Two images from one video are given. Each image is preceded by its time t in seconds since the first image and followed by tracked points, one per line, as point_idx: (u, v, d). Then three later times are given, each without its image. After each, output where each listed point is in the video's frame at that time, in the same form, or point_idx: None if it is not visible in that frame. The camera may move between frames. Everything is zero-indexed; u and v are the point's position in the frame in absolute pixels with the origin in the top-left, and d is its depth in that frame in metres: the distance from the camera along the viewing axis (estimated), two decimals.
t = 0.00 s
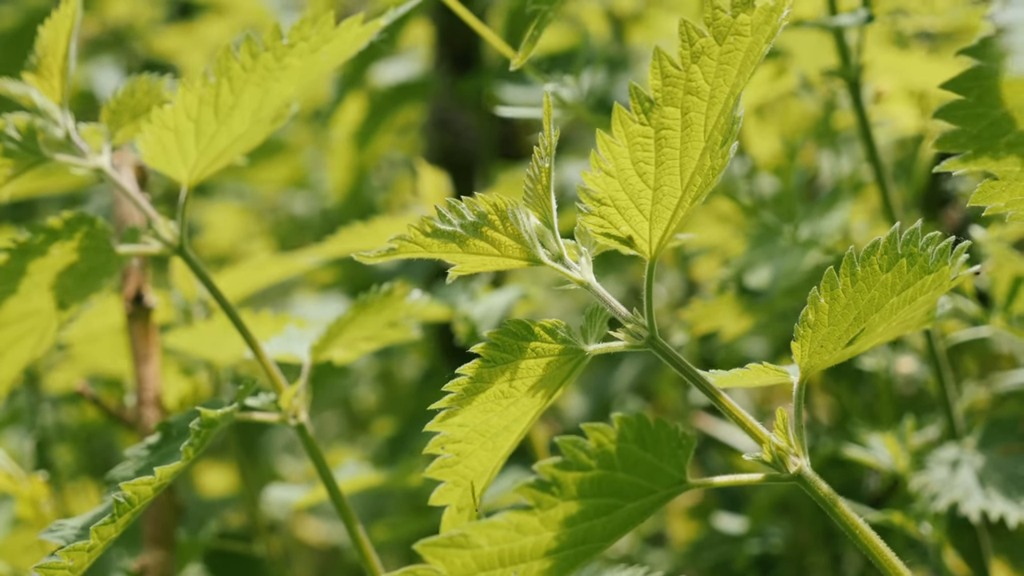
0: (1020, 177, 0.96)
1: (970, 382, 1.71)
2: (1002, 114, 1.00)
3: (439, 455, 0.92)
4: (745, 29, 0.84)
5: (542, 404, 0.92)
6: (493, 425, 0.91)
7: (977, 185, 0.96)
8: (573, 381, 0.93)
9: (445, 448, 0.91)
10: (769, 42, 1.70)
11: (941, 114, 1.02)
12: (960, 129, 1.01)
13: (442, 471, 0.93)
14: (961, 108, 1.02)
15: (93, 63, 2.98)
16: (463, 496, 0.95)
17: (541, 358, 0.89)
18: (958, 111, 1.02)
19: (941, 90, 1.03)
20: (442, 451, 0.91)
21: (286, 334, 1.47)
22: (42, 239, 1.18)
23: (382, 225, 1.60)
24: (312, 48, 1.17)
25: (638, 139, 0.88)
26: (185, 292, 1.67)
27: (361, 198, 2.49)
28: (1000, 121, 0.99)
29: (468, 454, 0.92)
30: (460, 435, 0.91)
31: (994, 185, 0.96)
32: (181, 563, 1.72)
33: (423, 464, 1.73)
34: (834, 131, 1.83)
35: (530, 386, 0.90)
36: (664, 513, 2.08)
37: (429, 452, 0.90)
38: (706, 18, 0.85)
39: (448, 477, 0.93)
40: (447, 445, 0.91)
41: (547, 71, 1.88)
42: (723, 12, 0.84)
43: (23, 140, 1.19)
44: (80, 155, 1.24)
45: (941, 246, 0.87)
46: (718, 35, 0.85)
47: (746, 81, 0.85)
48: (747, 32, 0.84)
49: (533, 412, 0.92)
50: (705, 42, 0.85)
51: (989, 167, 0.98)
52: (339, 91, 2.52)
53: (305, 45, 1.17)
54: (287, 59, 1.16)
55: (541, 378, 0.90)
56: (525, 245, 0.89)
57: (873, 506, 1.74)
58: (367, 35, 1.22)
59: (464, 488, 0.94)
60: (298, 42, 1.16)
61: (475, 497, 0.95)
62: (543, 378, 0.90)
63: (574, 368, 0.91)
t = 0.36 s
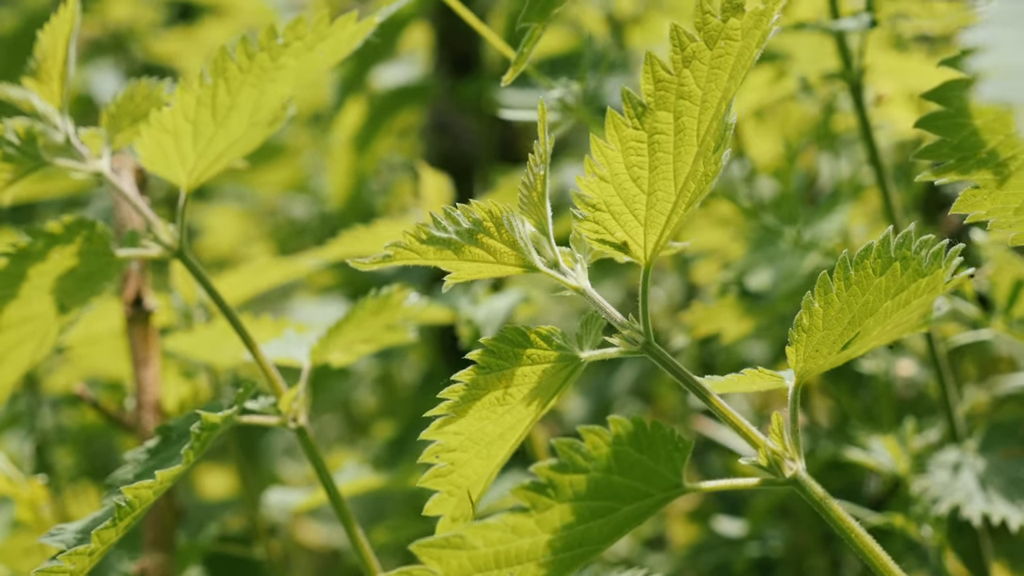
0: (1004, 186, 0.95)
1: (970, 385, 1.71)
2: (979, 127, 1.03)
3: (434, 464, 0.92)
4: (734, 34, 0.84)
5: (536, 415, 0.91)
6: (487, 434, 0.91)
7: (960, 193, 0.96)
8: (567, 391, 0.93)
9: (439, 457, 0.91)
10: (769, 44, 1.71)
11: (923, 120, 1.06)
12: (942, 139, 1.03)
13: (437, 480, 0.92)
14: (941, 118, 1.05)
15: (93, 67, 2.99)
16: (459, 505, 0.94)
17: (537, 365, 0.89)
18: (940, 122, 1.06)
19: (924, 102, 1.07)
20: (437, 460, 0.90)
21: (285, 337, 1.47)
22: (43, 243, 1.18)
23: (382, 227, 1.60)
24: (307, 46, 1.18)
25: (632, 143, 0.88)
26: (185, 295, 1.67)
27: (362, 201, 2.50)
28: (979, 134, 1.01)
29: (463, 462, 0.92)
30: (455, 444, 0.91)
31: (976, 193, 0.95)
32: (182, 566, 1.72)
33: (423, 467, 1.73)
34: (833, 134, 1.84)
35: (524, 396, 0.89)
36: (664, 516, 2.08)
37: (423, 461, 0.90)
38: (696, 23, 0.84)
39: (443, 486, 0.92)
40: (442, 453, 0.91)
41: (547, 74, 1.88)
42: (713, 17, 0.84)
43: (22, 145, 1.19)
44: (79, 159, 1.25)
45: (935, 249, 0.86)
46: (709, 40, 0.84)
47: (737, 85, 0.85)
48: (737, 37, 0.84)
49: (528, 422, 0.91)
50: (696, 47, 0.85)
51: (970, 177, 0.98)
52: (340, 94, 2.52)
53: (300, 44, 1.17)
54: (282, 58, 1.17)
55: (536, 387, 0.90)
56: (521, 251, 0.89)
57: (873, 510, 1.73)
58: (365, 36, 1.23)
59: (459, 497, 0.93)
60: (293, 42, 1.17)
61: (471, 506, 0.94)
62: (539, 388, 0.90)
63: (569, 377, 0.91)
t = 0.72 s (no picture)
0: (1008, 189, 0.96)
1: (970, 388, 1.71)
2: (990, 126, 0.99)
3: (439, 458, 0.93)
4: (745, 36, 0.84)
5: (542, 409, 0.92)
6: (492, 429, 0.91)
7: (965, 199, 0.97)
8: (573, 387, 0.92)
9: (444, 451, 0.92)
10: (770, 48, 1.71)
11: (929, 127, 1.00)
12: (948, 142, 1.00)
13: (442, 474, 0.94)
14: (946, 121, 1.00)
15: (92, 70, 2.99)
16: (464, 498, 0.96)
17: (542, 363, 0.88)
18: (945, 124, 1.00)
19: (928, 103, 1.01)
20: (442, 455, 0.92)
21: (285, 339, 1.47)
22: (41, 247, 1.18)
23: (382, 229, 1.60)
24: (307, 49, 1.17)
25: (638, 145, 0.88)
26: (183, 298, 1.71)
27: (361, 205, 2.50)
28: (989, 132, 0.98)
29: (467, 458, 0.93)
30: (460, 439, 0.92)
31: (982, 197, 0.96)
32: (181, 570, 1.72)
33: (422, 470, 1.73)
34: (832, 137, 1.84)
35: (530, 391, 0.89)
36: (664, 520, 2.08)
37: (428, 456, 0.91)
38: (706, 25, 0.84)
39: (448, 480, 0.94)
40: (446, 448, 0.92)
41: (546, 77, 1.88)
42: (724, 19, 0.84)
43: (20, 148, 1.19)
44: (78, 163, 1.25)
45: (942, 249, 0.86)
46: (718, 42, 0.85)
47: (746, 88, 0.85)
48: (748, 39, 0.84)
49: (533, 417, 0.92)
50: (705, 49, 0.85)
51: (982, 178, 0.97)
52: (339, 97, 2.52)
53: (300, 46, 1.16)
54: (283, 61, 1.17)
55: (541, 384, 0.89)
56: (525, 250, 0.89)
57: (873, 513, 1.73)
58: (365, 39, 1.22)
59: (465, 490, 0.95)
60: (293, 43, 1.16)
61: (477, 498, 0.97)
62: (544, 383, 0.89)
63: (574, 374, 0.91)
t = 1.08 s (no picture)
0: (1002, 196, 0.94)
1: (967, 391, 1.71)
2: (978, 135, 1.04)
3: (432, 471, 0.92)
4: (735, 40, 0.84)
5: (534, 421, 0.92)
6: (486, 440, 0.91)
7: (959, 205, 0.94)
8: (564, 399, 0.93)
9: (438, 464, 0.91)
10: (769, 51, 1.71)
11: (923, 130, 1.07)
12: (943, 147, 1.05)
13: (435, 487, 0.92)
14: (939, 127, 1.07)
15: (92, 72, 2.99)
16: (456, 513, 0.94)
17: (535, 372, 0.89)
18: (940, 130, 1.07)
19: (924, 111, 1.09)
20: (436, 467, 0.90)
21: (284, 343, 1.47)
22: (41, 249, 1.18)
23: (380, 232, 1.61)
24: (307, 52, 1.17)
25: (632, 150, 0.88)
26: (183, 301, 1.72)
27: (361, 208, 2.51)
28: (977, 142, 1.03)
29: (461, 470, 0.92)
30: (454, 450, 0.91)
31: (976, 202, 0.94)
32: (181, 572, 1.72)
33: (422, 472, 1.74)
34: (830, 139, 1.84)
35: (524, 402, 0.90)
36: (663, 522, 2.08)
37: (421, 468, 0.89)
38: (697, 30, 0.85)
39: (441, 493, 0.92)
40: (440, 460, 0.91)
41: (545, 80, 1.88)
42: (714, 23, 0.85)
43: (21, 149, 1.19)
44: (77, 166, 1.25)
45: (935, 256, 0.87)
46: (709, 46, 0.85)
47: (737, 92, 0.85)
48: (738, 44, 0.84)
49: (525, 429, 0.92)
50: (697, 54, 0.85)
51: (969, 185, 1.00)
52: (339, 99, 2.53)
53: (302, 50, 1.17)
54: (284, 64, 1.17)
55: (534, 394, 0.90)
56: (520, 257, 0.89)
57: (871, 516, 1.73)
58: (364, 43, 1.23)
59: (457, 505, 0.93)
60: (294, 47, 1.16)
61: (469, 514, 0.95)
62: (537, 394, 0.90)
63: (566, 385, 0.91)
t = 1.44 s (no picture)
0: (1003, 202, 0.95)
1: (967, 393, 1.71)
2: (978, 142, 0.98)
3: (426, 476, 0.91)
4: (737, 43, 0.84)
5: (529, 425, 0.92)
6: (482, 444, 0.91)
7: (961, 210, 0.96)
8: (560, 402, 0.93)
9: (432, 468, 0.91)
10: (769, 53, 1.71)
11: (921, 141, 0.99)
12: (940, 155, 0.99)
13: (429, 492, 0.92)
14: (938, 135, 0.99)
15: (93, 74, 2.99)
16: (451, 517, 0.94)
17: (531, 376, 0.89)
18: (939, 137, 0.99)
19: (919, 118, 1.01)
20: (431, 472, 0.90)
21: (284, 345, 1.47)
22: (42, 250, 1.17)
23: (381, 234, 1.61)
24: (309, 56, 1.17)
25: (631, 153, 0.88)
26: (182, 303, 1.70)
27: (360, 210, 2.51)
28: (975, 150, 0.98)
29: (455, 474, 0.92)
30: (449, 455, 0.91)
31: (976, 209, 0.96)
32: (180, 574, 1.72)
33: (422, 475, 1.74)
34: (831, 141, 1.84)
35: (519, 406, 0.90)
36: (663, 524, 2.08)
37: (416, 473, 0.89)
38: (698, 32, 0.85)
39: (435, 497, 0.92)
40: (434, 465, 0.91)
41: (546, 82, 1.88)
42: (715, 26, 0.84)
43: (22, 151, 1.19)
44: (79, 166, 1.25)
45: (932, 259, 0.87)
46: (710, 49, 0.85)
47: (737, 95, 0.85)
48: (739, 46, 0.84)
49: (521, 433, 0.91)
50: (697, 57, 0.85)
51: (970, 193, 0.97)
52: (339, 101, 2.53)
53: (302, 53, 1.17)
54: (284, 68, 1.16)
55: (530, 398, 0.90)
56: (517, 261, 0.89)
57: (871, 518, 1.73)
58: (365, 45, 1.22)
59: (452, 509, 0.94)
60: (295, 50, 1.16)
61: (464, 517, 0.95)
62: (532, 398, 0.90)
63: (561, 389, 0.91)
